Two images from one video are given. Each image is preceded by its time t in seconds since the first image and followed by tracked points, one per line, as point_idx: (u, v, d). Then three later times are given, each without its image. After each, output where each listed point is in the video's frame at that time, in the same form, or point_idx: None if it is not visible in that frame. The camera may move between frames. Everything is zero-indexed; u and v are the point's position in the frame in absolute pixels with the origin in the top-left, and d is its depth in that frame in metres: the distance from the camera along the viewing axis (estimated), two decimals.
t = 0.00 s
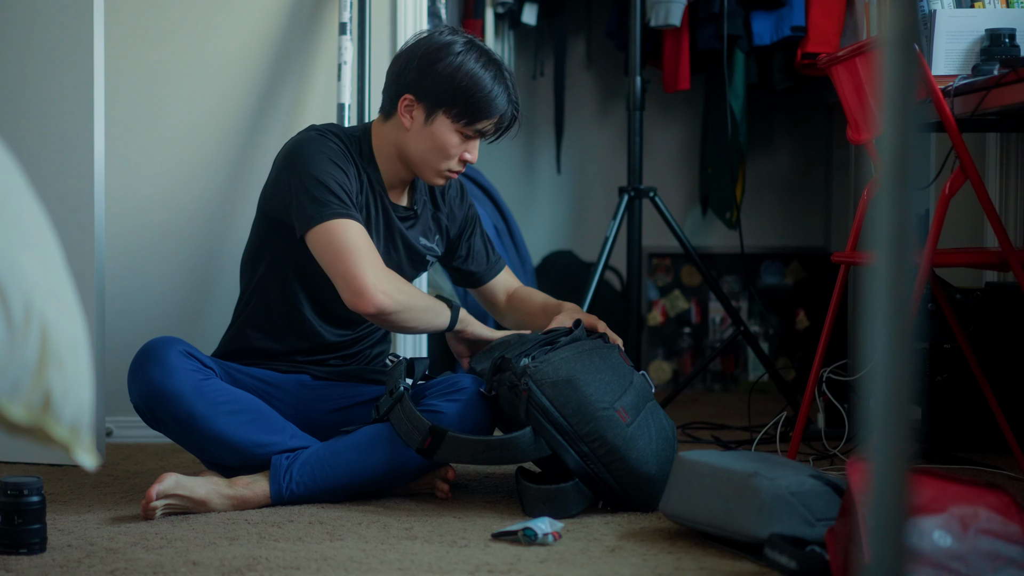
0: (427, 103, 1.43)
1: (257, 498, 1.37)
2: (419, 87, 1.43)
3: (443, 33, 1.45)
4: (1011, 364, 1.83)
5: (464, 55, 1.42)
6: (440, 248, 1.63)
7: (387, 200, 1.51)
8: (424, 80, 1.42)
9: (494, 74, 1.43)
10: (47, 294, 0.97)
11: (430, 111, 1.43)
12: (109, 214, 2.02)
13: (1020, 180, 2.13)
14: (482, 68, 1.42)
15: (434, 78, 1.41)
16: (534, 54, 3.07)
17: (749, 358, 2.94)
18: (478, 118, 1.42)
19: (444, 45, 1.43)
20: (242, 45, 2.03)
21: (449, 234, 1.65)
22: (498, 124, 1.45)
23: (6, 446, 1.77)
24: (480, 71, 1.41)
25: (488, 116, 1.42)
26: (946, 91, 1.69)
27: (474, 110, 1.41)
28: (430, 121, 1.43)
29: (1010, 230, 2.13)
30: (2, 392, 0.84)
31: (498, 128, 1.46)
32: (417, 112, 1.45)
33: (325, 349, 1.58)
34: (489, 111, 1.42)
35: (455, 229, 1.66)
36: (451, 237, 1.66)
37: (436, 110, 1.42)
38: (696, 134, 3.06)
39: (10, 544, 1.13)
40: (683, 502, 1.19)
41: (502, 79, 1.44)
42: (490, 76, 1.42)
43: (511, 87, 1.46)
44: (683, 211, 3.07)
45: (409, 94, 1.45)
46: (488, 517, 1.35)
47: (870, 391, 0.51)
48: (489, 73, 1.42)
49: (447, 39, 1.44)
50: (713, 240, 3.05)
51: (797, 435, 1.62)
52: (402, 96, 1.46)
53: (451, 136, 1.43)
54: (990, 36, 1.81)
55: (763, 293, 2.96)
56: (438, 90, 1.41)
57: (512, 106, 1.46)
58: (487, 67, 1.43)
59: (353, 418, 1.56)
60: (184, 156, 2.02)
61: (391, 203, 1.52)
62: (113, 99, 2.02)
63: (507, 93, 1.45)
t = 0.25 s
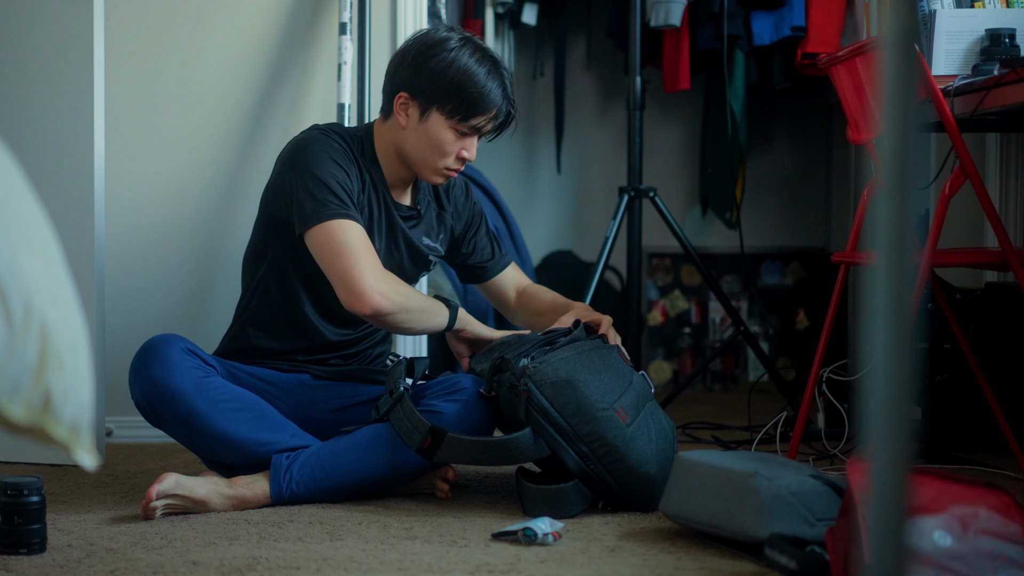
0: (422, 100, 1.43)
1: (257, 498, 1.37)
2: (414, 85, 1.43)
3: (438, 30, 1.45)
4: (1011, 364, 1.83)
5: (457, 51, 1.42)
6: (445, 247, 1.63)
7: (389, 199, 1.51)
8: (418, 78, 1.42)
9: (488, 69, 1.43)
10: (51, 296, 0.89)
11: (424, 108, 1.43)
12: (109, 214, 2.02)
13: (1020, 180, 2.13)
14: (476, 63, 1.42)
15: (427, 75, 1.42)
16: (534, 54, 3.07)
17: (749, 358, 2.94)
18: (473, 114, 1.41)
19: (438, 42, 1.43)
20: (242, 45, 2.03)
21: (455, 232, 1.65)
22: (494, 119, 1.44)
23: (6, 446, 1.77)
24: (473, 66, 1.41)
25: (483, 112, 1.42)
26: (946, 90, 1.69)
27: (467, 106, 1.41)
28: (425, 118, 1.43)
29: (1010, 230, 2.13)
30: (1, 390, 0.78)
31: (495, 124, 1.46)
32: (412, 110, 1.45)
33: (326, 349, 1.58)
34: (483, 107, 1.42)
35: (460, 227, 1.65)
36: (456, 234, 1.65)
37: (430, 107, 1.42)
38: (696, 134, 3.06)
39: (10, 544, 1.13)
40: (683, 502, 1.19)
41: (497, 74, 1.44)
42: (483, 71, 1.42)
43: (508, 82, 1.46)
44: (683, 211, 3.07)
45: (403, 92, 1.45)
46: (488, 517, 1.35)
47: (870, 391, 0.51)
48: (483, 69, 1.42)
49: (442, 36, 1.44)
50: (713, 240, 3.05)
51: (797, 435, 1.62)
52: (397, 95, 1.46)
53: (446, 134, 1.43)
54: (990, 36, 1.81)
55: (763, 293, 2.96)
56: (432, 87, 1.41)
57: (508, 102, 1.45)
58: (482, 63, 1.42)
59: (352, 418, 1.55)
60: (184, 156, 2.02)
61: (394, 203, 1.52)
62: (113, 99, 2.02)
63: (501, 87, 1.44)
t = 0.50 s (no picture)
0: (418, 98, 1.43)
1: (257, 498, 1.37)
2: (410, 83, 1.43)
3: (435, 28, 1.45)
4: (1011, 364, 1.83)
5: (453, 48, 1.42)
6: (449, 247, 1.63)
7: (390, 200, 1.51)
8: (415, 76, 1.43)
9: (485, 66, 1.42)
10: (53, 294, 0.87)
11: (421, 106, 1.43)
12: (109, 214, 2.02)
13: (1020, 180, 2.13)
14: (471, 60, 1.41)
15: (423, 73, 1.42)
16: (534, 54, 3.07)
17: (749, 358, 2.94)
18: (469, 111, 1.41)
19: (434, 39, 1.43)
20: (242, 45, 2.03)
21: (459, 232, 1.65)
22: (492, 116, 1.44)
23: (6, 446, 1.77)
24: (469, 63, 1.41)
25: (480, 109, 1.41)
26: (946, 90, 1.69)
27: (462, 103, 1.40)
28: (422, 117, 1.43)
29: (1010, 230, 2.13)
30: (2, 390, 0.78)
31: (493, 121, 1.45)
32: (410, 109, 1.45)
33: (326, 349, 1.57)
34: (480, 104, 1.41)
35: (464, 227, 1.65)
36: (459, 233, 1.65)
37: (427, 105, 1.42)
38: (696, 134, 3.06)
39: (10, 544, 1.13)
40: (683, 502, 1.19)
41: (494, 71, 1.43)
42: (479, 67, 1.41)
43: (505, 79, 1.45)
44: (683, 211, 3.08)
45: (400, 91, 1.45)
46: (488, 517, 1.35)
47: (870, 391, 0.50)
48: (480, 65, 1.42)
49: (438, 33, 1.44)
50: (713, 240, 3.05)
51: (797, 435, 1.62)
52: (395, 94, 1.46)
53: (443, 132, 1.43)
54: (990, 36, 1.81)
55: (763, 293, 2.96)
56: (427, 85, 1.41)
57: (505, 98, 1.45)
58: (478, 59, 1.42)
59: (352, 418, 1.55)
60: (184, 156, 2.02)
61: (395, 202, 1.52)
62: (113, 99, 2.02)
63: (499, 84, 1.43)
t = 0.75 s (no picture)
0: (426, 105, 1.43)
1: (257, 498, 1.37)
2: (418, 90, 1.43)
3: (444, 36, 1.45)
4: (1011, 364, 1.83)
5: (462, 56, 1.42)
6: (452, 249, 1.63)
7: (394, 203, 1.52)
8: (423, 83, 1.43)
9: (494, 74, 1.42)
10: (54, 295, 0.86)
11: (428, 114, 1.43)
12: (110, 214, 2.02)
13: (1020, 180, 2.13)
14: (480, 68, 1.41)
15: (432, 80, 1.42)
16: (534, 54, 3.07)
17: (749, 358, 2.94)
18: (478, 120, 1.41)
19: (443, 46, 1.43)
20: (242, 45, 2.03)
21: (463, 234, 1.65)
22: (499, 125, 1.44)
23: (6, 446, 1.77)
24: (478, 71, 1.41)
25: (488, 118, 1.42)
26: (946, 90, 1.69)
27: (471, 111, 1.40)
28: (429, 124, 1.43)
29: (1010, 230, 2.13)
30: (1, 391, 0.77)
31: (500, 129, 1.45)
32: (416, 115, 1.45)
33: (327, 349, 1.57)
34: (488, 113, 1.41)
35: (469, 228, 1.65)
36: (464, 235, 1.65)
37: (434, 113, 1.42)
38: (696, 134, 3.06)
39: (9, 544, 1.13)
40: (683, 502, 1.19)
41: (502, 79, 1.43)
42: (488, 76, 1.41)
43: (513, 87, 1.46)
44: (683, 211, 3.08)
45: (408, 97, 1.45)
46: (487, 517, 1.35)
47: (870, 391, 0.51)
48: (488, 74, 1.42)
49: (447, 40, 1.44)
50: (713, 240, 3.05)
51: (797, 435, 1.62)
52: (402, 100, 1.46)
53: (450, 139, 1.43)
54: (990, 36, 1.81)
55: (763, 293, 2.96)
56: (436, 92, 1.41)
57: (513, 107, 1.45)
58: (486, 67, 1.42)
59: (353, 418, 1.56)
60: (184, 156, 2.02)
61: (399, 207, 1.52)
62: (114, 99, 2.02)
63: (507, 93, 1.44)
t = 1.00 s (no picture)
0: (432, 110, 1.43)
1: (257, 498, 1.37)
2: (425, 94, 1.43)
3: (450, 38, 1.45)
4: (1011, 364, 1.83)
5: (469, 60, 1.42)
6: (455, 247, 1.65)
7: (398, 206, 1.52)
8: (430, 87, 1.42)
9: (500, 79, 1.43)
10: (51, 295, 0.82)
11: (434, 118, 1.43)
12: (110, 214, 2.02)
13: (1019, 181, 2.13)
14: (487, 72, 1.41)
15: (438, 84, 1.41)
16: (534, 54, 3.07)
17: (749, 358, 2.94)
18: (484, 125, 1.41)
19: (449, 50, 1.43)
20: (242, 45, 2.03)
21: (466, 231, 1.66)
22: (505, 129, 1.44)
23: (6, 446, 1.77)
24: (484, 75, 1.41)
25: (494, 123, 1.42)
26: (946, 90, 1.69)
27: (479, 117, 1.41)
28: (435, 128, 1.43)
29: (1010, 231, 2.13)
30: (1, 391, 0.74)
31: (505, 132, 1.46)
32: (422, 119, 1.45)
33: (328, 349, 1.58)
34: (494, 118, 1.42)
35: (472, 225, 1.66)
36: (467, 231, 1.66)
37: (441, 117, 1.42)
38: (696, 134, 3.06)
39: (10, 544, 1.13)
40: (683, 502, 1.19)
41: (508, 83, 1.44)
42: (495, 81, 1.41)
43: (518, 91, 1.46)
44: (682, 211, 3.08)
45: (413, 101, 1.45)
46: (487, 517, 1.35)
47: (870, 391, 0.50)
48: (495, 78, 1.42)
49: (453, 44, 1.43)
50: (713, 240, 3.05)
51: (797, 435, 1.62)
52: (407, 103, 1.46)
53: (456, 144, 1.43)
54: (990, 36, 1.81)
55: (763, 293, 2.96)
56: (443, 97, 1.41)
57: (518, 110, 1.45)
58: (493, 72, 1.42)
59: (355, 419, 1.55)
60: (184, 156, 2.02)
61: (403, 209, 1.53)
62: (114, 99, 2.02)
63: (513, 97, 1.44)
